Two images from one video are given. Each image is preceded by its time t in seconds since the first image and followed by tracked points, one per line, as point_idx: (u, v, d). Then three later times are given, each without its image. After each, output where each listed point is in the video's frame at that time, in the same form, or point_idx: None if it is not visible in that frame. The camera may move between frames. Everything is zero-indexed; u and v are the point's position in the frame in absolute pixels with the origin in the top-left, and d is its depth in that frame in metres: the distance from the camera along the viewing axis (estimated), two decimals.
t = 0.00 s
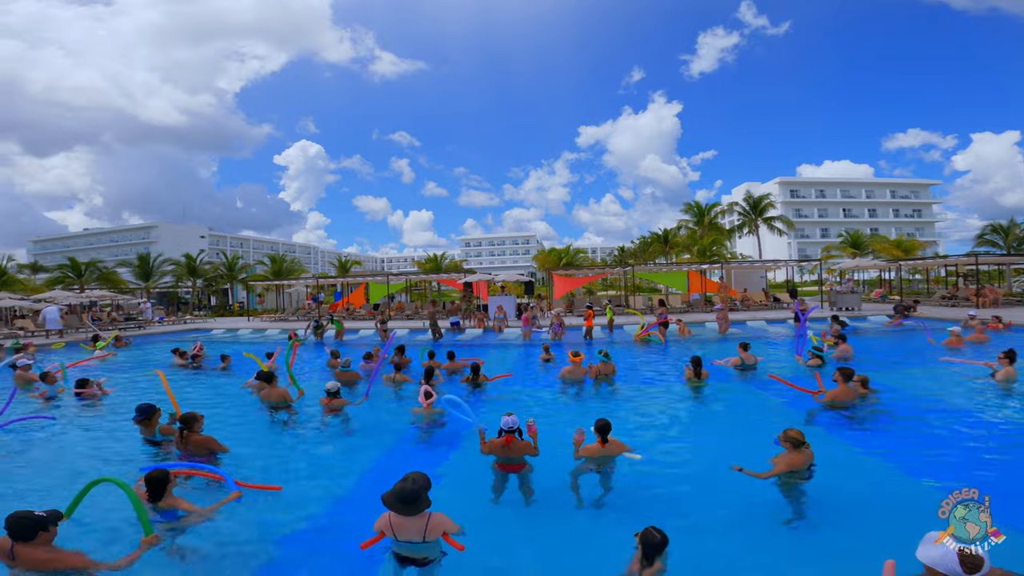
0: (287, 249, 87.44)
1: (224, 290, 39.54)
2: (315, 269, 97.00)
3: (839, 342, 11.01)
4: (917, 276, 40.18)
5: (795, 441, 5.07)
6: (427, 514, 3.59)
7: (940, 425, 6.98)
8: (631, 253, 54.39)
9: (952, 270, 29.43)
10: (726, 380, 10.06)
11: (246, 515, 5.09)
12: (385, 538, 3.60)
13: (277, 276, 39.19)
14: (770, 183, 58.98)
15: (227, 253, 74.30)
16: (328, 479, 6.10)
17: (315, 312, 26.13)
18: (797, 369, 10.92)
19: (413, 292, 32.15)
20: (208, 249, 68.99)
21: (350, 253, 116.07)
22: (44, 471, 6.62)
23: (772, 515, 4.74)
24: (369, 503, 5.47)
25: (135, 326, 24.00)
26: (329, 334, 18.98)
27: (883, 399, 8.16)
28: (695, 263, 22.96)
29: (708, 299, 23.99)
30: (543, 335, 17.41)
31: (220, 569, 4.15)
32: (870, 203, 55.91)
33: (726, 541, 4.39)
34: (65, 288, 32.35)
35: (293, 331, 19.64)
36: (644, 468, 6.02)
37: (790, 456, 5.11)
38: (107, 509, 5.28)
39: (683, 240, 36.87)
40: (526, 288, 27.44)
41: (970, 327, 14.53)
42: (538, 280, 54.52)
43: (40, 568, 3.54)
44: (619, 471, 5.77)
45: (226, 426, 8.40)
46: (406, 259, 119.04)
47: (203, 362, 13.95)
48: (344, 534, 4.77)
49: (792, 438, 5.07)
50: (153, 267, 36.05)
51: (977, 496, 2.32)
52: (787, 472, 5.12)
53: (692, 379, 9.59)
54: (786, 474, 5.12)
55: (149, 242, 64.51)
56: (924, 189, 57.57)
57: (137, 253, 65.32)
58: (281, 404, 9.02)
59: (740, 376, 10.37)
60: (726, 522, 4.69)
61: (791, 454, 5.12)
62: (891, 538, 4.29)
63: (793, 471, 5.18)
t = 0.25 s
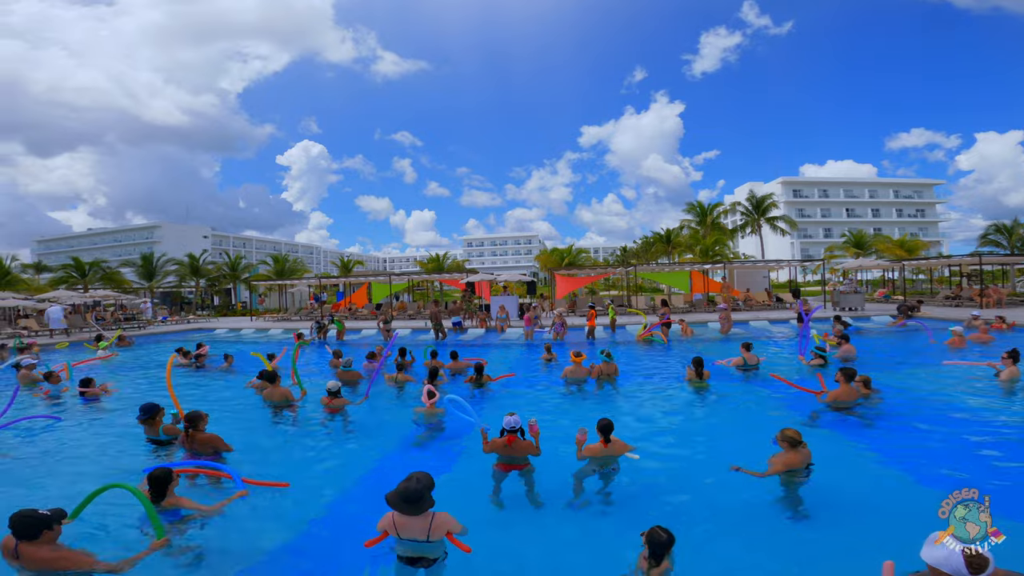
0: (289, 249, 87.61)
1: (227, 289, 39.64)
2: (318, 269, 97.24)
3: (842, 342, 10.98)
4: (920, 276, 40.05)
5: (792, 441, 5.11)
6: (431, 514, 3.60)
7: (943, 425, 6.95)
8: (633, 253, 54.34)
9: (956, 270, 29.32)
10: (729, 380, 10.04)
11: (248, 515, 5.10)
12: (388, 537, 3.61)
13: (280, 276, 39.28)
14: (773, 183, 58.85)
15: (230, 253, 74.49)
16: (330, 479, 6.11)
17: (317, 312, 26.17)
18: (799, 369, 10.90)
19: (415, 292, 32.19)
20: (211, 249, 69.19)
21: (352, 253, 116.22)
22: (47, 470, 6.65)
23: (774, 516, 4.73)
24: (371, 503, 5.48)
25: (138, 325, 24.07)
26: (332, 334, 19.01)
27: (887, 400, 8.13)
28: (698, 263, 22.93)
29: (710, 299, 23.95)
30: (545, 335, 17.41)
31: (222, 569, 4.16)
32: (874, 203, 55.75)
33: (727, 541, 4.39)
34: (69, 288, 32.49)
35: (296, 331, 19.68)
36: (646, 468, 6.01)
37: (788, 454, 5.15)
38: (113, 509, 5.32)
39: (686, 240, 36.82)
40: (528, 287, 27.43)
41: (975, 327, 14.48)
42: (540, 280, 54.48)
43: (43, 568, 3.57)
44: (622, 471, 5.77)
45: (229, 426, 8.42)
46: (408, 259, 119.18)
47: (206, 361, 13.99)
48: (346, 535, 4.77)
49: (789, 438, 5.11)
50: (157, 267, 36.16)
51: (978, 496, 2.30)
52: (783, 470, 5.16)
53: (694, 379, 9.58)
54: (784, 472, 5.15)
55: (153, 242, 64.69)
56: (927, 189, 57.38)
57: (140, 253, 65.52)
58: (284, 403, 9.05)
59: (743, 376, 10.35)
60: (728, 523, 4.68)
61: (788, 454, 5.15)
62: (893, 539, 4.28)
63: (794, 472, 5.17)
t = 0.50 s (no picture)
0: (292, 249, 87.85)
1: (230, 289, 39.78)
2: (321, 269, 97.47)
3: (845, 342, 10.97)
4: (925, 276, 39.90)
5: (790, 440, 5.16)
6: (435, 514, 3.61)
7: (946, 426, 6.95)
8: (636, 253, 54.32)
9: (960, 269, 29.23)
10: (732, 380, 10.04)
11: (252, 514, 5.14)
12: (392, 538, 3.62)
13: (283, 276, 39.39)
14: (776, 183, 58.72)
15: (233, 254, 74.74)
16: (334, 479, 6.13)
17: (320, 312, 26.24)
18: (803, 369, 10.89)
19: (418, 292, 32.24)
20: (214, 249, 69.42)
21: (355, 253, 116.41)
22: (53, 469, 6.70)
23: (778, 516, 4.73)
24: (375, 502, 5.51)
25: (142, 325, 24.16)
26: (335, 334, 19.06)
27: (890, 400, 8.13)
28: (701, 263, 22.91)
29: (713, 299, 23.92)
30: (548, 335, 17.42)
31: (226, 568, 4.20)
32: (878, 203, 55.58)
33: (730, 540, 4.40)
34: (73, 288, 32.63)
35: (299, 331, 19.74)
36: (648, 467, 6.04)
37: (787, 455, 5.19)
38: (118, 508, 5.34)
39: (689, 240, 36.79)
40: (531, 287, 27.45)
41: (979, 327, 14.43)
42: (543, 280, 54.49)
43: (48, 566, 3.59)
44: (624, 471, 5.78)
45: (233, 426, 8.46)
46: (410, 259, 119.31)
47: (209, 361, 14.05)
48: (350, 534, 4.80)
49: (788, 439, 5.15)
50: (161, 267, 36.29)
51: (977, 496, 2.35)
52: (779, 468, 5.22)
53: (697, 379, 9.58)
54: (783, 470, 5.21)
55: (156, 242, 64.92)
56: (932, 188, 57.16)
57: (144, 253, 65.76)
58: (287, 403, 9.09)
59: (746, 376, 10.35)
60: (730, 521, 4.71)
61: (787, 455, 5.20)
62: (895, 538, 4.30)
63: (795, 471, 5.20)
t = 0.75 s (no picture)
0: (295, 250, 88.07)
1: (234, 290, 39.91)
2: (324, 269, 97.71)
3: (849, 342, 10.93)
4: (929, 276, 39.70)
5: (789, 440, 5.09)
6: (438, 514, 3.61)
7: (950, 426, 6.92)
8: (639, 253, 54.25)
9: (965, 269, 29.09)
10: (735, 381, 10.01)
11: (255, 514, 5.16)
12: (395, 538, 3.63)
13: (286, 276, 39.49)
14: (779, 182, 58.58)
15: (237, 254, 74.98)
16: (337, 480, 6.14)
17: (323, 312, 26.28)
18: (806, 369, 10.85)
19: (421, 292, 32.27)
20: (218, 249, 69.67)
21: (357, 254, 116.65)
22: (58, 469, 6.74)
23: (781, 517, 4.72)
24: (378, 502, 5.51)
25: (146, 326, 24.25)
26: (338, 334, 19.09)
27: (893, 400, 8.10)
28: (704, 263, 22.87)
29: (716, 299, 23.87)
30: (550, 335, 17.41)
31: (230, 568, 4.22)
32: (881, 203, 55.40)
33: (732, 540, 4.40)
34: (78, 288, 32.81)
35: (302, 331, 19.79)
36: (650, 467, 6.04)
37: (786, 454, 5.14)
38: (122, 509, 5.34)
39: (691, 240, 36.74)
40: (533, 287, 27.45)
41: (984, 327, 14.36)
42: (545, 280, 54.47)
43: (56, 569, 3.57)
44: (627, 472, 5.77)
45: (236, 426, 8.48)
46: (413, 259, 119.46)
47: (213, 361, 14.11)
48: (353, 535, 4.80)
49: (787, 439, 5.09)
50: (165, 268, 36.45)
51: (977, 496, 2.34)
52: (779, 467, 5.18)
53: (700, 379, 9.56)
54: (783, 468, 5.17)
55: (160, 242, 65.15)
56: (936, 188, 56.94)
57: (148, 254, 66.00)
58: (291, 403, 9.11)
59: (749, 376, 10.31)
60: (733, 521, 4.70)
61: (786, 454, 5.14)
62: (898, 539, 4.29)
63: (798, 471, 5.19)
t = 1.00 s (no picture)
0: (298, 249, 88.32)
1: (237, 290, 40.02)
2: (327, 269, 97.87)
3: (853, 341, 10.90)
4: (934, 276, 39.54)
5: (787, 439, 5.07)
6: (439, 514, 3.63)
7: (954, 426, 6.91)
8: (642, 253, 54.18)
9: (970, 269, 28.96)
10: (738, 381, 10.00)
11: (258, 513, 5.18)
12: (396, 537, 3.63)
13: (289, 276, 39.59)
14: (783, 182, 58.40)
15: (240, 254, 75.25)
16: (339, 479, 6.16)
17: (326, 312, 26.33)
18: (809, 369, 10.82)
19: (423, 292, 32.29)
20: (221, 249, 69.89)
21: (360, 254, 116.97)
22: (61, 468, 6.77)
23: (784, 516, 4.72)
24: (380, 502, 5.53)
25: (150, 325, 24.34)
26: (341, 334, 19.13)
27: (897, 400, 8.08)
28: (707, 263, 22.82)
29: (719, 299, 23.82)
30: (553, 335, 17.41)
31: (233, 567, 4.23)
32: (886, 202, 55.19)
33: (735, 540, 4.39)
34: (82, 288, 32.95)
35: (305, 330, 19.82)
36: (653, 467, 6.04)
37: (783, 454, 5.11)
38: (127, 508, 5.38)
39: (695, 240, 36.67)
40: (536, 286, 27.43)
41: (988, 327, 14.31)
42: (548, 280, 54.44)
43: (57, 565, 3.56)
44: (630, 472, 5.77)
45: (240, 425, 8.51)
46: (416, 259, 119.69)
47: (216, 361, 14.14)
48: (354, 535, 4.81)
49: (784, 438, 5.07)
50: (168, 267, 36.57)
51: (977, 496, 2.36)
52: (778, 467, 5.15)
53: (702, 379, 9.55)
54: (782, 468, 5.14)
55: (164, 242, 65.37)
56: (940, 187, 56.69)
57: (152, 254, 66.27)
58: (294, 402, 9.14)
59: (752, 376, 10.30)
60: (735, 521, 4.70)
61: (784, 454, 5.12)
62: (902, 539, 4.27)
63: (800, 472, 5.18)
